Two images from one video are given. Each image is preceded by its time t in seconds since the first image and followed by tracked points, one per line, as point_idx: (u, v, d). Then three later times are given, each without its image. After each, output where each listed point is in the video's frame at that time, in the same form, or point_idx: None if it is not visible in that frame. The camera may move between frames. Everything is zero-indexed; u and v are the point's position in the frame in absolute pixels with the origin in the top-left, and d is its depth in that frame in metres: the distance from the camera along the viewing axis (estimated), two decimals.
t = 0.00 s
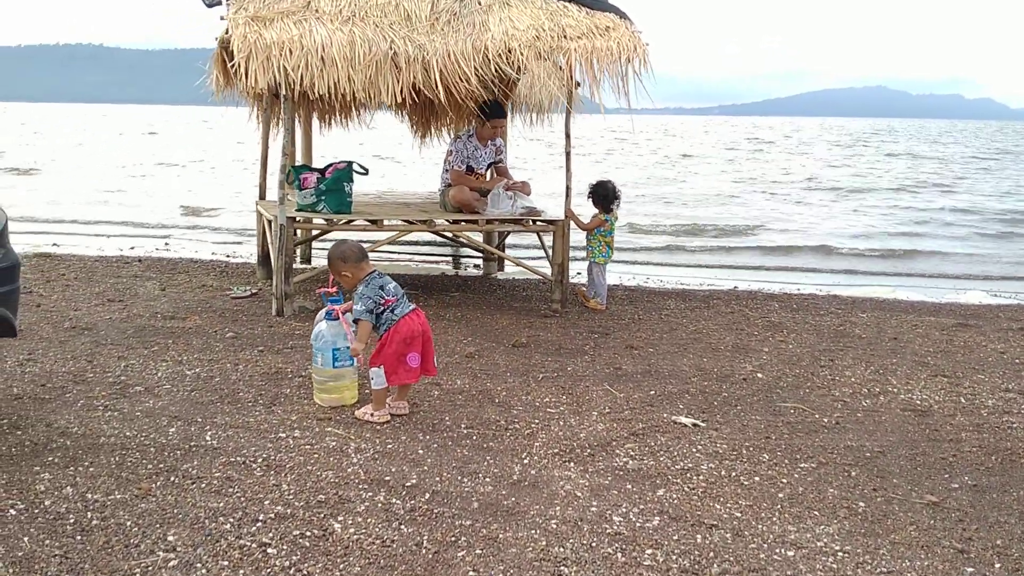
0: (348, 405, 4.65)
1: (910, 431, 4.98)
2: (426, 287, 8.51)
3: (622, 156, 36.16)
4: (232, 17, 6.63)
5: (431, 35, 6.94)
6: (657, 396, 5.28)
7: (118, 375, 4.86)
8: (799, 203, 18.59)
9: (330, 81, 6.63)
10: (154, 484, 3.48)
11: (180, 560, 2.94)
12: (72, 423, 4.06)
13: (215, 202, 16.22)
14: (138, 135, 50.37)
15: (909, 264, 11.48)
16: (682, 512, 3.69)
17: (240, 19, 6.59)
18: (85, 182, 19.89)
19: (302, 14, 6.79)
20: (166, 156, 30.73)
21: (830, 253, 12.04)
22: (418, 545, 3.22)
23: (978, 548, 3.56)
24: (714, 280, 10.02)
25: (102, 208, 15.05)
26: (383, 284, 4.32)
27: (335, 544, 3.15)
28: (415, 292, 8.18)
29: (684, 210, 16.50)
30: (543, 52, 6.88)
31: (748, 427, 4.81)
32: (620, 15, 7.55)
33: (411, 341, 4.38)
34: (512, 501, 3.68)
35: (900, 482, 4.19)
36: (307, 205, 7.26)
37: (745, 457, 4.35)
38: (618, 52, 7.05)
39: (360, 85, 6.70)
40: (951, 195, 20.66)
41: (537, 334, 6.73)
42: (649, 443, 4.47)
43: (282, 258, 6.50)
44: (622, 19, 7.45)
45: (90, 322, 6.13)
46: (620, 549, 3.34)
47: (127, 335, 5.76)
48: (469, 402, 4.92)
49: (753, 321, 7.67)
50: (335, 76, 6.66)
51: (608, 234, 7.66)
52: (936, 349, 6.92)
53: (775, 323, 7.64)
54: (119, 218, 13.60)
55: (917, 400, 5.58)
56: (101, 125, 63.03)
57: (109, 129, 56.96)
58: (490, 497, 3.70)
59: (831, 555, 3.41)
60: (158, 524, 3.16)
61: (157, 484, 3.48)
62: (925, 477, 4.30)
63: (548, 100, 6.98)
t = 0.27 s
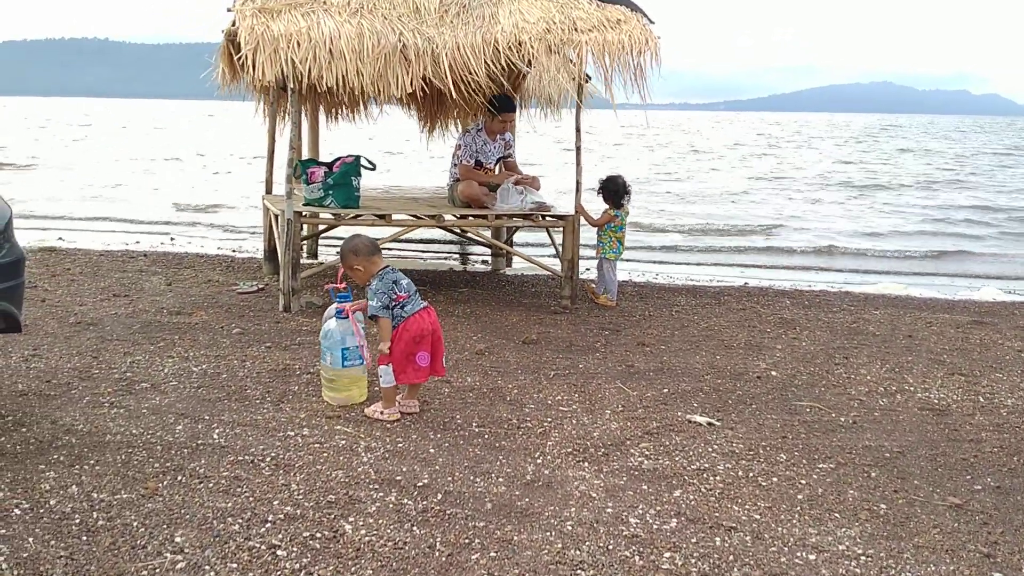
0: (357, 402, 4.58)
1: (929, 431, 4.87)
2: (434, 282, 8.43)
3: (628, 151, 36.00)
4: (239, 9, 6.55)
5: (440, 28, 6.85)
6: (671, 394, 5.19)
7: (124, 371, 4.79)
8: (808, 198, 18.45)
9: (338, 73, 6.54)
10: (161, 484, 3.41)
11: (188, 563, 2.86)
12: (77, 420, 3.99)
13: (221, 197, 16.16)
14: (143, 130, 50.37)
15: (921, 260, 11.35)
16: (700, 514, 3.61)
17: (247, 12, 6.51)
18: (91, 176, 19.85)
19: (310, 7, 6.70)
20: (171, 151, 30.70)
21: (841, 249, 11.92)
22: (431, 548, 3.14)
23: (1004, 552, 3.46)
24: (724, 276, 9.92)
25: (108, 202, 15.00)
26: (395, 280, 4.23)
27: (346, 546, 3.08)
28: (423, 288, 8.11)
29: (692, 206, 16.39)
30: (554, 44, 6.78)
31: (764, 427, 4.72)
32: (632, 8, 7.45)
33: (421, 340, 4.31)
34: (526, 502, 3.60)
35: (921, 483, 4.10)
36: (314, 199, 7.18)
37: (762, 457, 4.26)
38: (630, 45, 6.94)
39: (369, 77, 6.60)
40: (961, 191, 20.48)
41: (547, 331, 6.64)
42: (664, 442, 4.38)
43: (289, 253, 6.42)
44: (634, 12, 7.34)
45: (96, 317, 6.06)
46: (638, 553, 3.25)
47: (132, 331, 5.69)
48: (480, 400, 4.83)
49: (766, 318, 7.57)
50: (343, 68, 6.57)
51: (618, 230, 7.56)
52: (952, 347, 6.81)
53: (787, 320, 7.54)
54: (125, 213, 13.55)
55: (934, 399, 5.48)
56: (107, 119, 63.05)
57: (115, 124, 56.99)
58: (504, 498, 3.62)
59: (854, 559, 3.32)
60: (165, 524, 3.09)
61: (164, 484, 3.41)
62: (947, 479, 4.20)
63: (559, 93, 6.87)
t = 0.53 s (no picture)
0: (366, 401, 4.47)
1: (950, 429, 4.77)
2: (440, 278, 8.32)
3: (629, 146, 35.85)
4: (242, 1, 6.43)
5: (447, 20, 6.74)
6: (686, 392, 5.09)
7: (128, 370, 4.68)
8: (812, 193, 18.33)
9: (344, 66, 6.41)
10: (170, 487, 3.30)
11: (199, 570, 2.75)
12: (82, 420, 3.88)
13: (222, 193, 16.03)
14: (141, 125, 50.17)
15: (929, 254, 11.25)
16: (723, 517, 3.51)
17: (251, 3, 6.39)
18: (90, 172, 19.70)
19: None
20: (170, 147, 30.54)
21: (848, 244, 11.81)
22: (449, 554, 3.03)
23: None
24: (732, 271, 9.81)
25: (108, 198, 14.87)
26: (403, 275, 4.13)
27: (362, 552, 2.98)
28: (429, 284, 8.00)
29: (696, 201, 16.27)
30: (562, 35, 6.66)
31: (782, 426, 4.62)
32: None
33: (431, 337, 4.19)
34: (544, 505, 3.49)
35: (947, 484, 4.00)
36: (318, 193, 7.04)
37: (783, 458, 4.16)
38: (640, 36, 6.82)
39: (375, 70, 6.48)
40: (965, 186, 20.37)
41: (556, 327, 6.54)
42: (682, 442, 4.28)
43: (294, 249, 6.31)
44: (642, 4, 7.22)
45: (98, 314, 5.95)
46: (662, 558, 3.15)
47: (136, 328, 5.58)
48: (493, 399, 4.73)
49: (777, 313, 7.47)
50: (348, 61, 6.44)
51: (626, 225, 7.45)
52: (967, 344, 6.71)
53: (799, 315, 7.43)
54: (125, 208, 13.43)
55: (953, 396, 5.38)
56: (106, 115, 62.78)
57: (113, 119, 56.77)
58: (521, 501, 3.51)
59: (884, 563, 3.22)
60: (175, 530, 2.99)
61: (173, 487, 3.30)
62: (972, 479, 4.10)
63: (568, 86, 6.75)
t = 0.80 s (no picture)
0: (370, 399, 4.37)
1: (963, 423, 4.71)
2: (440, 273, 8.23)
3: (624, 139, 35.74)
4: None
5: (447, 10, 6.63)
6: (694, 387, 5.02)
7: (127, 368, 4.58)
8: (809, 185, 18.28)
9: (343, 57, 6.29)
10: (173, 488, 3.21)
11: None
12: (81, 420, 3.78)
13: (216, 187, 15.88)
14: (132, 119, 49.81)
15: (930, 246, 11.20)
16: (739, 515, 3.44)
17: None
18: (82, 167, 19.50)
19: None
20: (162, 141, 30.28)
21: (848, 236, 11.75)
22: (462, 556, 2.95)
23: None
24: (733, 264, 9.74)
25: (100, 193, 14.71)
26: (406, 271, 4.03)
27: (372, 555, 2.89)
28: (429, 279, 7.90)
29: (693, 194, 16.20)
30: (564, 26, 6.56)
31: (793, 421, 4.55)
32: None
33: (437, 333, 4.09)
34: (557, 505, 3.41)
35: (963, 480, 3.93)
36: (316, 187, 6.93)
37: (797, 454, 4.09)
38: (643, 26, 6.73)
39: (375, 61, 6.36)
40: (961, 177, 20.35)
41: (559, 321, 6.45)
42: (693, 438, 4.21)
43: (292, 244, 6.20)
44: None
45: (94, 311, 5.83)
46: (680, 558, 3.08)
47: (133, 325, 5.47)
48: (499, 396, 4.64)
49: (781, 306, 7.40)
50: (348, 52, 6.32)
51: (628, 219, 7.35)
52: (974, 336, 6.65)
53: (803, 308, 7.37)
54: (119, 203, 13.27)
55: (964, 390, 5.32)
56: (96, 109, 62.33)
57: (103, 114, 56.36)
58: (533, 500, 3.43)
59: (905, 562, 3.15)
60: (180, 533, 2.89)
61: (176, 489, 3.20)
62: (988, 473, 4.04)
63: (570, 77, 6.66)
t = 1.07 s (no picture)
0: (368, 395, 4.30)
1: (965, 416, 4.69)
2: (434, 267, 8.16)
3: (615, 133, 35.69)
4: None
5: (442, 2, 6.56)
6: (695, 381, 4.98)
7: (120, 364, 4.49)
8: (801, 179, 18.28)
9: (337, 49, 6.20)
10: (171, 487, 3.14)
11: None
12: (75, 418, 3.70)
13: (205, 182, 15.73)
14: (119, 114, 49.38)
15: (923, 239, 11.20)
16: (746, 511, 3.40)
17: None
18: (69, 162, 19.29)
19: None
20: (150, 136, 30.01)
21: (842, 230, 11.75)
22: (467, 555, 2.89)
23: None
24: (728, 258, 9.71)
25: (89, 188, 14.55)
26: (402, 266, 3.96)
27: (376, 554, 2.83)
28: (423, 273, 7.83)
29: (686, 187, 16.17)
30: (560, 17, 6.50)
31: (795, 414, 4.52)
32: None
33: (433, 329, 4.02)
34: (561, 501, 3.36)
35: (968, 473, 3.91)
36: (309, 181, 6.84)
37: (801, 448, 4.05)
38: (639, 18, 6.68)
39: (369, 53, 6.28)
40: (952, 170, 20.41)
41: (556, 315, 6.40)
42: (696, 433, 4.17)
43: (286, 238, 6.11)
44: None
45: (85, 307, 5.73)
46: (688, 554, 3.03)
47: (125, 321, 5.38)
48: (498, 391, 4.59)
49: (778, 299, 7.37)
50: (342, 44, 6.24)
51: (623, 211, 7.29)
52: (972, 328, 6.64)
53: (800, 301, 7.34)
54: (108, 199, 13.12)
55: (964, 382, 5.30)
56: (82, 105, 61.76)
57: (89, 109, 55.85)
58: (537, 497, 3.38)
59: (915, 557, 3.12)
60: (178, 533, 2.82)
61: (174, 487, 3.13)
62: (993, 466, 4.02)
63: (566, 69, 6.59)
